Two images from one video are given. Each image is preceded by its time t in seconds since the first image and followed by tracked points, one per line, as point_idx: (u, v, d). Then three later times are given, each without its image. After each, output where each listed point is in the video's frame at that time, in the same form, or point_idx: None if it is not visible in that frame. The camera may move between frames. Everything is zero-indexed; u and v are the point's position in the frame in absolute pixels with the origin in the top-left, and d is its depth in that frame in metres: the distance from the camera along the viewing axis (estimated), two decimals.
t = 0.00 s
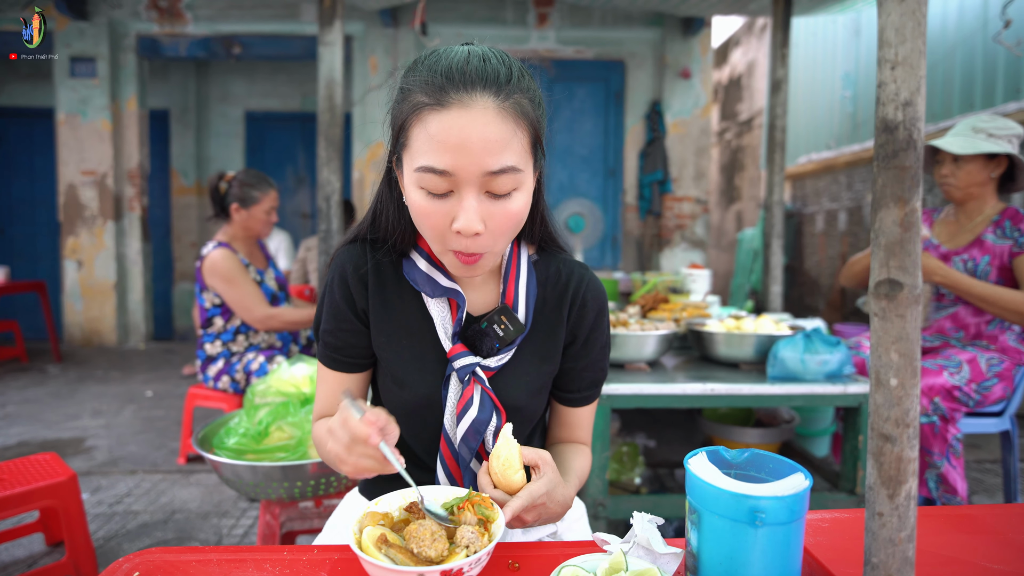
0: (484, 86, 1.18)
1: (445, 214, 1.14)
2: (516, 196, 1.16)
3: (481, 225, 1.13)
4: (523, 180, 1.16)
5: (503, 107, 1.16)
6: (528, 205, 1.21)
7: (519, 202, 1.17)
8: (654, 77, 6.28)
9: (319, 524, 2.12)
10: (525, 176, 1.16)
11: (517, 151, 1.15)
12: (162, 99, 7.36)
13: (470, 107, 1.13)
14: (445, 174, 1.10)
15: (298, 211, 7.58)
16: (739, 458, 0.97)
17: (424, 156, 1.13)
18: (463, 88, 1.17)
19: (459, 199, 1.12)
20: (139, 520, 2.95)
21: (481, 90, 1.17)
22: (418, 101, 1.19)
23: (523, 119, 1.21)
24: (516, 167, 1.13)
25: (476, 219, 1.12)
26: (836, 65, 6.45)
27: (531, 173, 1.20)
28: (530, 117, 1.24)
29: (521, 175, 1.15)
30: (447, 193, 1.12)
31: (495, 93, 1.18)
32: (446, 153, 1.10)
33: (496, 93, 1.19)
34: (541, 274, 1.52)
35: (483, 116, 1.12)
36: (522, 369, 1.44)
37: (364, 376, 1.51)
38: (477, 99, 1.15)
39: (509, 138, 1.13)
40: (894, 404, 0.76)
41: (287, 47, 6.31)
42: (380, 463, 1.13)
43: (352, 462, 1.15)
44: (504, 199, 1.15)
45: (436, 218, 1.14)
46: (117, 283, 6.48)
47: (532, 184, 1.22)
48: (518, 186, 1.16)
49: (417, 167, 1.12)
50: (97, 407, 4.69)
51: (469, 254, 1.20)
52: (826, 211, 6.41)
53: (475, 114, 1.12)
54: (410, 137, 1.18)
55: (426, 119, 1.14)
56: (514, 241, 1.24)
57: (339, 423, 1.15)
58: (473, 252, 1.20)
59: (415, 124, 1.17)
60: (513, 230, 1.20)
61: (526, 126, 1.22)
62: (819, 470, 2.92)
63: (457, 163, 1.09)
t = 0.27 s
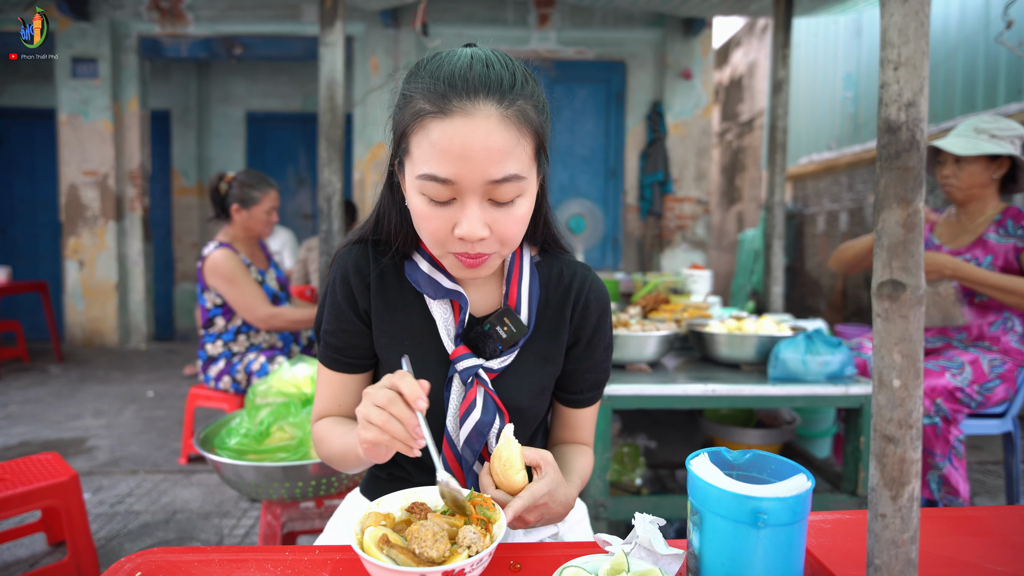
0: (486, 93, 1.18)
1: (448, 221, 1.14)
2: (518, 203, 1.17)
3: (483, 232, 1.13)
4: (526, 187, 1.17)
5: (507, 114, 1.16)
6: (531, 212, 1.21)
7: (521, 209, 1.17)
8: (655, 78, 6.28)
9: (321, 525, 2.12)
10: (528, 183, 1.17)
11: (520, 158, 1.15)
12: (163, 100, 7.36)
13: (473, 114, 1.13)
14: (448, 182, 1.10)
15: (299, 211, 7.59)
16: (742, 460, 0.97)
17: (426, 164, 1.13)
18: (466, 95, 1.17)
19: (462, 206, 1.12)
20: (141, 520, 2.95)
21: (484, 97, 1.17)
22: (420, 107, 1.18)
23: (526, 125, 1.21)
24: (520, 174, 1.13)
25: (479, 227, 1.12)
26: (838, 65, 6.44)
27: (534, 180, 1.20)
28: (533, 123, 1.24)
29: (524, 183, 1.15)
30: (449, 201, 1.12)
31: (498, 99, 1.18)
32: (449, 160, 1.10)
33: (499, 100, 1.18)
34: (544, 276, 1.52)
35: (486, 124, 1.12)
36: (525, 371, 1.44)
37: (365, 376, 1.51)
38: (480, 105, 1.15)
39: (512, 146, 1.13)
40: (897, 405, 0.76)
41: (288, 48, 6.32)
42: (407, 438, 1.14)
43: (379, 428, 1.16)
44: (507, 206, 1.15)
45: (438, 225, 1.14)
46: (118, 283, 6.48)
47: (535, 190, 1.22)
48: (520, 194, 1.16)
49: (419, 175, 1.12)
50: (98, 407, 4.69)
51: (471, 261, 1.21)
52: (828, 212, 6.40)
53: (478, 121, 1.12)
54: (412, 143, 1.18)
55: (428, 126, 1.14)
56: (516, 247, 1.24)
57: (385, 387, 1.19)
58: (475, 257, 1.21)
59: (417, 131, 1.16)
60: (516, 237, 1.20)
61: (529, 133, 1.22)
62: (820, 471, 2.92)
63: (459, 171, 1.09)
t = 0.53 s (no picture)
0: (491, 94, 1.18)
1: (451, 223, 1.14)
2: (522, 206, 1.17)
3: (487, 235, 1.13)
4: (530, 190, 1.16)
5: (511, 116, 1.16)
6: (534, 214, 1.21)
7: (525, 212, 1.17)
8: (656, 78, 6.28)
9: (322, 525, 2.12)
10: (532, 186, 1.16)
11: (524, 161, 1.15)
12: (164, 101, 7.37)
13: (477, 116, 1.13)
14: (452, 184, 1.09)
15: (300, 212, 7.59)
16: (742, 459, 0.97)
17: (430, 166, 1.13)
18: (471, 97, 1.17)
19: (466, 209, 1.12)
20: (142, 520, 2.95)
21: (489, 98, 1.17)
22: (425, 109, 1.18)
23: (530, 127, 1.21)
24: (524, 177, 1.13)
25: (482, 229, 1.12)
26: (838, 65, 6.44)
27: (538, 182, 1.20)
28: (538, 125, 1.24)
29: (529, 185, 1.15)
30: (453, 203, 1.12)
31: (503, 101, 1.18)
32: (453, 163, 1.10)
33: (504, 102, 1.18)
34: (546, 277, 1.52)
35: (491, 126, 1.12)
36: (526, 371, 1.44)
37: (365, 376, 1.51)
38: (484, 108, 1.15)
39: (517, 148, 1.13)
40: (898, 405, 0.76)
41: (289, 49, 6.33)
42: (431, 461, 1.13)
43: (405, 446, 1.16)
44: (511, 209, 1.15)
45: (442, 227, 1.14)
46: (119, 284, 6.49)
47: (539, 192, 1.22)
48: (525, 197, 1.16)
49: (423, 177, 1.12)
50: (99, 407, 4.69)
51: (475, 263, 1.21)
52: (828, 212, 6.40)
53: (483, 123, 1.12)
54: (416, 145, 1.18)
55: (433, 128, 1.14)
56: (520, 249, 1.24)
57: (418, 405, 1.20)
58: (479, 260, 1.21)
59: (421, 133, 1.16)
60: (519, 240, 1.20)
61: (534, 134, 1.21)
62: (822, 471, 2.92)
63: (463, 174, 1.09)
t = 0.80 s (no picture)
0: (492, 94, 1.18)
1: (452, 223, 1.14)
2: (524, 206, 1.16)
3: (488, 234, 1.13)
4: (531, 190, 1.16)
5: (513, 115, 1.16)
6: (536, 214, 1.21)
7: (526, 212, 1.17)
8: (656, 78, 6.27)
9: (322, 525, 2.12)
10: (533, 185, 1.16)
11: (525, 161, 1.14)
12: (164, 101, 7.37)
13: (479, 115, 1.13)
14: (453, 184, 1.09)
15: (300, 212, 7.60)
16: (743, 459, 0.97)
17: (431, 166, 1.12)
18: (472, 96, 1.17)
19: (466, 209, 1.12)
20: (142, 520, 2.95)
21: (490, 98, 1.17)
22: (425, 108, 1.18)
23: (532, 127, 1.20)
24: (525, 177, 1.13)
25: (483, 229, 1.12)
26: (839, 65, 6.44)
27: (540, 181, 1.20)
28: (539, 124, 1.23)
29: (530, 185, 1.15)
30: (454, 203, 1.12)
31: (504, 100, 1.18)
32: (454, 162, 1.09)
33: (505, 101, 1.18)
34: (548, 277, 1.52)
35: (492, 125, 1.11)
36: (528, 372, 1.44)
37: (367, 375, 1.50)
38: (485, 107, 1.15)
39: (518, 148, 1.12)
40: (899, 404, 0.76)
41: (289, 48, 6.33)
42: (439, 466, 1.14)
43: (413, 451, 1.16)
44: (512, 209, 1.15)
45: (443, 227, 1.14)
46: (120, 284, 6.49)
47: (540, 192, 1.22)
48: (526, 197, 1.16)
49: (423, 177, 1.12)
50: (99, 407, 4.69)
51: (475, 263, 1.21)
52: (829, 212, 6.40)
53: (484, 123, 1.11)
54: (416, 144, 1.18)
55: (433, 127, 1.14)
56: (521, 249, 1.24)
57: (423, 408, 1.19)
58: (480, 260, 1.21)
59: (422, 132, 1.16)
60: (520, 240, 1.20)
61: (535, 134, 1.21)
62: (822, 471, 2.91)
63: (464, 173, 1.09)
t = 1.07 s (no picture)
0: (493, 90, 1.18)
1: (454, 220, 1.13)
2: (526, 202, 1.16)
3: (490, 231, 1.13)
4: (533, 186, 1.16)
5: (514, 112, 1.16)
6: (537, 210, 1.20)
7: (528, 208, 1.17)
8: (658, 77, 6.27)
9: (323, 524, 2.12)
10: (535, 181, 1.16)
11: (527, 157, 1.14)
12: (165, 100, 7.38)
13: (480, 111, 1.13)
14: (454, 180, 1.09)
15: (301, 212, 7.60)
16: (745, 459, 0.97)
17: (433, 162, 1.12)
18: (473, 93, 1.17)
19: (468, 205, 1.12)
20: (144, 520, 2.96)
21: (491, 94, 1.17)
22: (427, 105, 1.18)
23: (533, 123, 1.20)
24: (526, 173, 1.13)
25: (484, 225, 1.12)
26: (840, 64, 6.43)
27: (541, 178, 1.20)
28: (540, 121, 1.23)
29: (532, 181, 1.15)
30: (456, 199, 1.12)
31: (506, 97, 1.18)
32: (455, 159, 1.09)
33: (507, 97, 1.18)
34: (550, 277, 1.52)
35: (493, 121, 1.11)
36: (529, 372, 1.44)
37: (369, 375, 1.50)
38: (487, 103, 1.15)
39: (519, 144, 1.12)
40: (902, 404, 0.76)
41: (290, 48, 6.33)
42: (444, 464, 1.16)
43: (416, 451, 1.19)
44: (514, 205, 1.15)
45: (445, 224, 1.14)
46: (121, 283, 6.50)
47: (542, 188, 1.22)
48: (528, 193, 1.16)
49: (425, 173, 1.12)
50: (101, 407, 4.70)
51: (478, 260, 1.21)
52: (830, 211, 6.39)
53: (485, 119, 1.11)
54: (418, 141, 1.18)
55: (435, 124, 1.14)
56: (523, 247, 1.24)
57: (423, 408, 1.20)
58: (481, 257, 1.21)
59: (423, 129, 1.16)
60: (522, 236, 1.20)
61: (537, 130, 1.21)
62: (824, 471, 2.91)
63: (465, 169, 1.09)
